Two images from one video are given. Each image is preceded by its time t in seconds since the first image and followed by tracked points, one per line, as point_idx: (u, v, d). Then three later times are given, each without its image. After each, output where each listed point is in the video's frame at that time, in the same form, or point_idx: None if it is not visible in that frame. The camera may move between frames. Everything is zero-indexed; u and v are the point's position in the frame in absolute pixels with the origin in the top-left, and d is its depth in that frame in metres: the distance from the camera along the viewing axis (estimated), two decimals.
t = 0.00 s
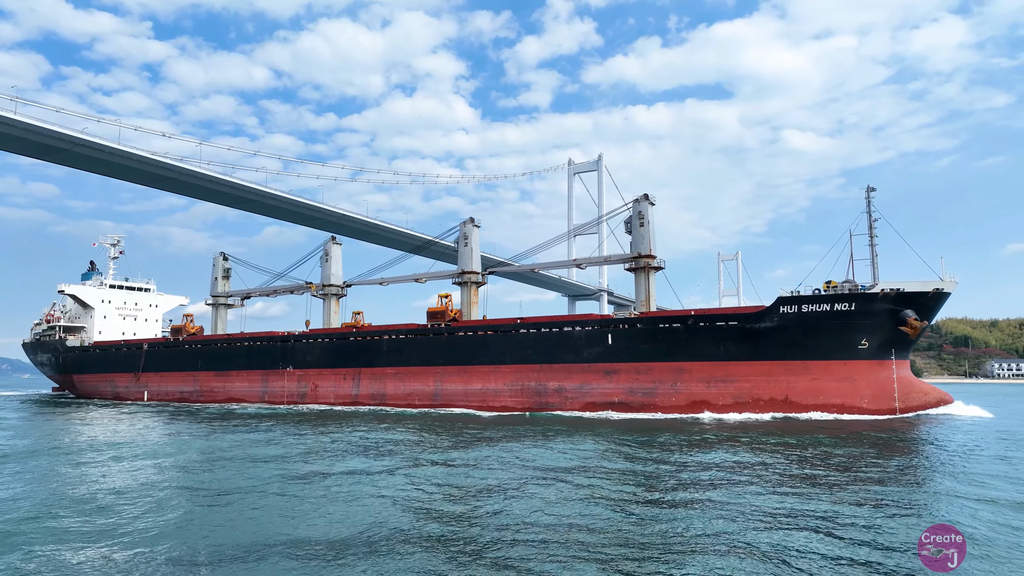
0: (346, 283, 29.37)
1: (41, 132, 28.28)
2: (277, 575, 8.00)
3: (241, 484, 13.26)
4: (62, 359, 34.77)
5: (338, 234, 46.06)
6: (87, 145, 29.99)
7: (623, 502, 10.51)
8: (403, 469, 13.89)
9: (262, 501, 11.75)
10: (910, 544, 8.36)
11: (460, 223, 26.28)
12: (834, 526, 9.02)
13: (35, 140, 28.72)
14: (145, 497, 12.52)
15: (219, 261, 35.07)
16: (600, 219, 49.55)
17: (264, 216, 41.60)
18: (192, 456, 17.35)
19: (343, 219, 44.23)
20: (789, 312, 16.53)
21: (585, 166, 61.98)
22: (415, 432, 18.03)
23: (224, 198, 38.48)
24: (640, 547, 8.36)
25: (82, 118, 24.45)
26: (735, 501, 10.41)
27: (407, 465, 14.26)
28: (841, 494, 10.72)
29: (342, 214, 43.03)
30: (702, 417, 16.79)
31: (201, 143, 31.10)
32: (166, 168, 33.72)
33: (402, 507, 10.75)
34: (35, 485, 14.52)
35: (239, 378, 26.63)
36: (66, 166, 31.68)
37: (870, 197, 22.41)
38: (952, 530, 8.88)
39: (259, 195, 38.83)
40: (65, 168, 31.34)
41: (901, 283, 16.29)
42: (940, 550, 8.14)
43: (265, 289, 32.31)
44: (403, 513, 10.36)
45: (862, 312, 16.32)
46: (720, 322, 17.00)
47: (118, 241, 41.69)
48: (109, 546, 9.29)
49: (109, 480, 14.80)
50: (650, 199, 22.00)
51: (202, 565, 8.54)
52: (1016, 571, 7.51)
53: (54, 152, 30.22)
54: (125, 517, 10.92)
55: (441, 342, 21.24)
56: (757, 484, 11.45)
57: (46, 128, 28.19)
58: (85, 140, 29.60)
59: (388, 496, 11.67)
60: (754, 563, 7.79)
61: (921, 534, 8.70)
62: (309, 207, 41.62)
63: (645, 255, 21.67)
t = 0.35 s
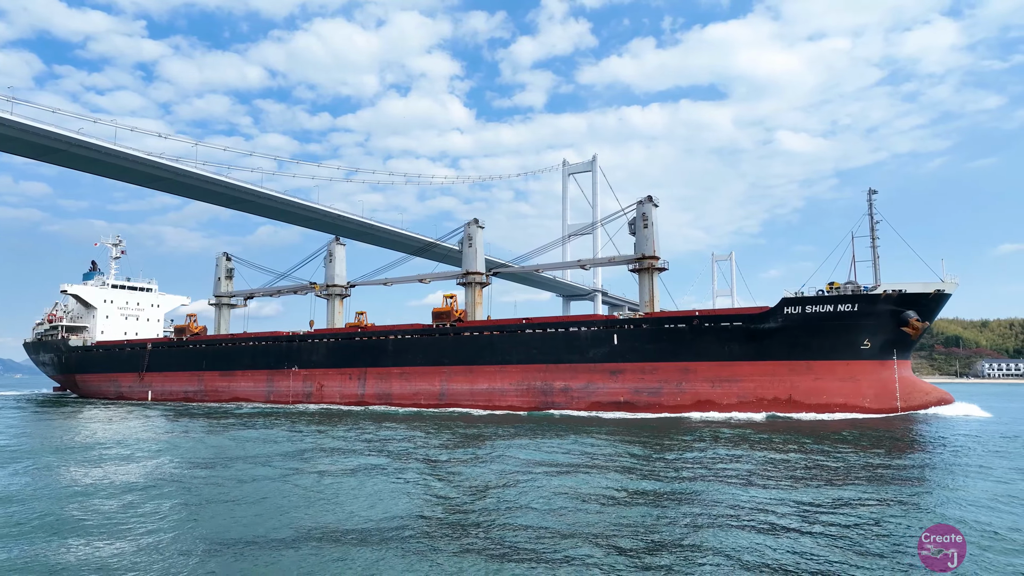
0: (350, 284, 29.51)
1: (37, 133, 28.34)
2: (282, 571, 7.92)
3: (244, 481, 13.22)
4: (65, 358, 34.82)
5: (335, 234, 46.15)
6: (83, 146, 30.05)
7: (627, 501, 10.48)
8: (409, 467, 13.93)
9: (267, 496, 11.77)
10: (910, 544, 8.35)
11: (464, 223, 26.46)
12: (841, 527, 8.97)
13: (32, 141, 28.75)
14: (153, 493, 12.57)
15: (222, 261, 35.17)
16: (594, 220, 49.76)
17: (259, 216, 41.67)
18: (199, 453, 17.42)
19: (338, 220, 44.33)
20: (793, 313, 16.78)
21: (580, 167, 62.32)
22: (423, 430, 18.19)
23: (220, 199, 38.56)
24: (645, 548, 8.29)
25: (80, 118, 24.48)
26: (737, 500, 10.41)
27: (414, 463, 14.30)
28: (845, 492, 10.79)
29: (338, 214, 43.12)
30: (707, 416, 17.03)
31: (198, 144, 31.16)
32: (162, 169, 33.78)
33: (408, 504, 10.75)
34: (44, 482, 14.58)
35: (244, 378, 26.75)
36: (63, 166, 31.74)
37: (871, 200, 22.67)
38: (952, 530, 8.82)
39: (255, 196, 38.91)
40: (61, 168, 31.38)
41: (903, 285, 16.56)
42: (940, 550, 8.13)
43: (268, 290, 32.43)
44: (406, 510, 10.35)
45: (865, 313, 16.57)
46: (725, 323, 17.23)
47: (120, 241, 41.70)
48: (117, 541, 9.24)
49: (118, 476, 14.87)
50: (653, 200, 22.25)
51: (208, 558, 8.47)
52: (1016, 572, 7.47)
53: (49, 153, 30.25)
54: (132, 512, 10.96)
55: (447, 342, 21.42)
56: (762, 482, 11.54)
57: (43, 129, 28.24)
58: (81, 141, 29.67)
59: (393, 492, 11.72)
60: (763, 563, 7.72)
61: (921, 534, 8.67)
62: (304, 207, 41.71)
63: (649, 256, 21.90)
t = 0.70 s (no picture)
0: (354, 284, 29.66)
1: (33, 134, 28.43)
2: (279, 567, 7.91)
3: (249, 478, 13.29)
4: (67, 358, 34.87)
5: (330, 235, 46.24)
6: (79, 147, 30.16)
7: (631, 500, 10.49)
8: (412, 465, 13.99)
9: (268, 493, 11.84)
10: (910, 545, 8.33)
11: (469, 224, 26.66)
12: (844, 527, 8.96)
13: (27, 142, 28.85)
14: (161, 490, 12.65)
15: (225, 261, 35.28)
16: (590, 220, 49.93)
17: (254, 216, 41.73)
18: (205, 452, 17.53)
19: (333, 220, 44.40)
20: (796, 313, 17.03)
21: (574, 168, 62.61)
22: (429, 429, 18.36)
23: (216, 199, 38.64)
24: (649, 546, 8.30)
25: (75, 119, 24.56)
26: (743, 500, 10.39)
27: (418, 461, 14.41)
28: (846, 492, 10.85)
29: (333, 215, 43.20)
30: (711, 415, 17.27)
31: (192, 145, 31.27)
32: (157, 169, 33.85)
33: (412, 502, 10.75)
34: (52, 480, 14.71)
35: (249, 378, 26.89)
36: (59, 167, 31.83)
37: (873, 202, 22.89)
38: (952, 530, 8.83)
39: (249, 196, 38.96)
40: (56, 169, 31.46)
41: (905, 286, 16.81)
42: (940, 550, 8.10)
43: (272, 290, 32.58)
44: (410, 508, 10.33)
45: (867, 313, 16.82)
46: (729, 323, 17.47)
47: (122, 241, 41.78)
48: (115, 540, 9.16)
49: (126, 474, 15.02)
50: (658, 202, 22.45)
51: (205, 555, 8.47)
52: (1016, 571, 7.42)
53: (45, 153, 30.33)
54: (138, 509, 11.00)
55: (453, 342, 21.61)
56: (762, 481, 11.63)
57: (38, 129, 28.33)
58: (77, 141, 29.76)
59: (396, 489, 11.79)
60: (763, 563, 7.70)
61: (921, 534, 8.66)
62: (300, 207, 41.77)
63: (652, 258, 22.13)
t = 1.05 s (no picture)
0: (358, 285, 29.83)
1: (29, 134, 28.47)
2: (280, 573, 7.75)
3: (256, 478, 13.35)
4: (70, 358, 34.91)
5: (325, 235, 46.27)
6: (74, 147, 30.20)
7: (636, 501, 10.52)
8: (418, 464, 14.06)
9: (274, 493, 11.90)
10: (910, 544, 8.40)
11: (473, 226, 26.89)
12: (852, 531, 8.90)
13: (23, 142, 28.90)
14: (168, 489, 12.75)
15: (228, 261, 35.37)
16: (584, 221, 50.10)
17: (247, 217, 41.74)
18: (211, 452, 17.63)
19: (327, 220, 44.43)
20: (800, 314, 17.28)
21: (568, 168, 62.84)
22: (436, 428, 18.54)
23: (211, 200, 38.68)
24: (655, 546, 8.38)
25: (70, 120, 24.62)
26: (749, 502, 10.36)
27: (424, 460, 14.48)
28: (848, 492, 10.95)
29: (328, 215, 43.24)
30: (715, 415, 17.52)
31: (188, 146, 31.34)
32: (152, 169, 33.88)
33: (419, 502, 10.82)
34: (61, 479, 14.80)
35: (254, 378, 27.03)
36: (56, 167, 31.88)
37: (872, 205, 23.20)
38: (952, 530, 8.97)
39: (243, 196, 38.98)
40: (52, 169, 31.50)
41: (905, 287, 17.11)
42: (940, 550, 8.19)
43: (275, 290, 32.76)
44: (415, 510, 10.27)
45: (868, 314, 17.11)
46: (733, 324, 17.73)
47: (124, 241, 41.79)
48: (114, 547, 8.93)
49: (135, 472, 15.15)
50: (661, 204, 22.72)
51: (205, 559, 8.33)
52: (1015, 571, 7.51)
53: (40, 154, 30.37)
54: (143, 508, 11.06)
55: (458, 342, 21.81)
56: (767, 481, 11.74)
57: (33, 129, 28.35)
58: (72, 142, 29.80)
59: (403, 489, 11.85)
60: (772, 565, 7.67)
61: (921, 534, 8.76)
62: (295, 207, 41.78)
63: (656, 259, 22.37)
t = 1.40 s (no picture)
0: (362, 286, 30.00)
1: (24, 135, 28.52)
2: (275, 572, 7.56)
3: (257, 476, 13.28)
4: (72, 359, 34.95)
5: (320, 236, 46.45)
6: (69, 147, 30.26)
7: (642, 501, 10.32)
8: (420, 464, 13.98)
9: (272, 491, 11.79)
10: (910, 544, 8.23)
11: (477, 227, 27.11)
12: (856, 529, 8.81)
13: (18, 142, 28.97)
14: (172, 487, 12.73)
15: (231, 261, 35.47)
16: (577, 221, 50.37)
17: (242, 217, 41.89)
18: (215, 451, 17.65)
19: (322, 220, 44.58)
20: (803, 315, 17.53)
21: (563, 168, 63.22)
22: (441, 428, 18.65)
23: (206, 200, 38.82)
24: (658, 542, 8.36)
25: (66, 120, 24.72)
26: (756, 502, 10.18)
27: (425, 460, 14.38)
28: (850, 491, 10.86)
29: (323, 216, 43.38)
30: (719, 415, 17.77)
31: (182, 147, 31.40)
32: (147, 170, 33.98)
33: (419, 500, 10.73)
34: (67, 477, 14.85)
35: (259, 378, 27.17)
36: (52, 168, 31.99)
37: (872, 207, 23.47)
38: (952, 530, 8.72)
39: (239, 197, 39.13)
40: (48, 169, 31.60)
41: (906, 289, 17.38)
42: (940, 550, 8.01)
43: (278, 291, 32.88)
44: (415, 509, 10.04)
45: (870, 315, 17.39)
46: (737, 325, 17.98)
47: (125, 242, 41.79)
48: (109, 543, 8.79)
49: (142, 470, 15.21)
50: (664, 206, 22.98)
51: (199, 553, 8.27)
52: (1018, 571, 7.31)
53: (35, 155, 30.45)
54: (145, 505, 11.03)
55: (464, 343, 22.00)
56: (769, 480, 11.66)
57: (28, 130, 28.41)
58: (68, 142, 29.85)
59: (404, 488, 11.75)
60: (784, 566, 7.46)
61: (921, 534, 8.56)
62: (290, 208, 41.89)
63: (659, 260, 22.61)
